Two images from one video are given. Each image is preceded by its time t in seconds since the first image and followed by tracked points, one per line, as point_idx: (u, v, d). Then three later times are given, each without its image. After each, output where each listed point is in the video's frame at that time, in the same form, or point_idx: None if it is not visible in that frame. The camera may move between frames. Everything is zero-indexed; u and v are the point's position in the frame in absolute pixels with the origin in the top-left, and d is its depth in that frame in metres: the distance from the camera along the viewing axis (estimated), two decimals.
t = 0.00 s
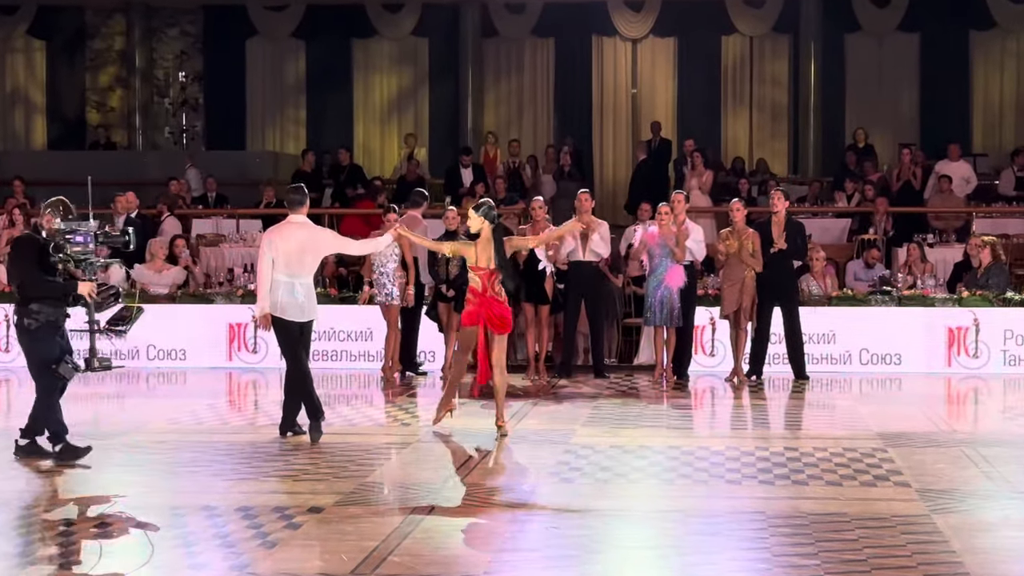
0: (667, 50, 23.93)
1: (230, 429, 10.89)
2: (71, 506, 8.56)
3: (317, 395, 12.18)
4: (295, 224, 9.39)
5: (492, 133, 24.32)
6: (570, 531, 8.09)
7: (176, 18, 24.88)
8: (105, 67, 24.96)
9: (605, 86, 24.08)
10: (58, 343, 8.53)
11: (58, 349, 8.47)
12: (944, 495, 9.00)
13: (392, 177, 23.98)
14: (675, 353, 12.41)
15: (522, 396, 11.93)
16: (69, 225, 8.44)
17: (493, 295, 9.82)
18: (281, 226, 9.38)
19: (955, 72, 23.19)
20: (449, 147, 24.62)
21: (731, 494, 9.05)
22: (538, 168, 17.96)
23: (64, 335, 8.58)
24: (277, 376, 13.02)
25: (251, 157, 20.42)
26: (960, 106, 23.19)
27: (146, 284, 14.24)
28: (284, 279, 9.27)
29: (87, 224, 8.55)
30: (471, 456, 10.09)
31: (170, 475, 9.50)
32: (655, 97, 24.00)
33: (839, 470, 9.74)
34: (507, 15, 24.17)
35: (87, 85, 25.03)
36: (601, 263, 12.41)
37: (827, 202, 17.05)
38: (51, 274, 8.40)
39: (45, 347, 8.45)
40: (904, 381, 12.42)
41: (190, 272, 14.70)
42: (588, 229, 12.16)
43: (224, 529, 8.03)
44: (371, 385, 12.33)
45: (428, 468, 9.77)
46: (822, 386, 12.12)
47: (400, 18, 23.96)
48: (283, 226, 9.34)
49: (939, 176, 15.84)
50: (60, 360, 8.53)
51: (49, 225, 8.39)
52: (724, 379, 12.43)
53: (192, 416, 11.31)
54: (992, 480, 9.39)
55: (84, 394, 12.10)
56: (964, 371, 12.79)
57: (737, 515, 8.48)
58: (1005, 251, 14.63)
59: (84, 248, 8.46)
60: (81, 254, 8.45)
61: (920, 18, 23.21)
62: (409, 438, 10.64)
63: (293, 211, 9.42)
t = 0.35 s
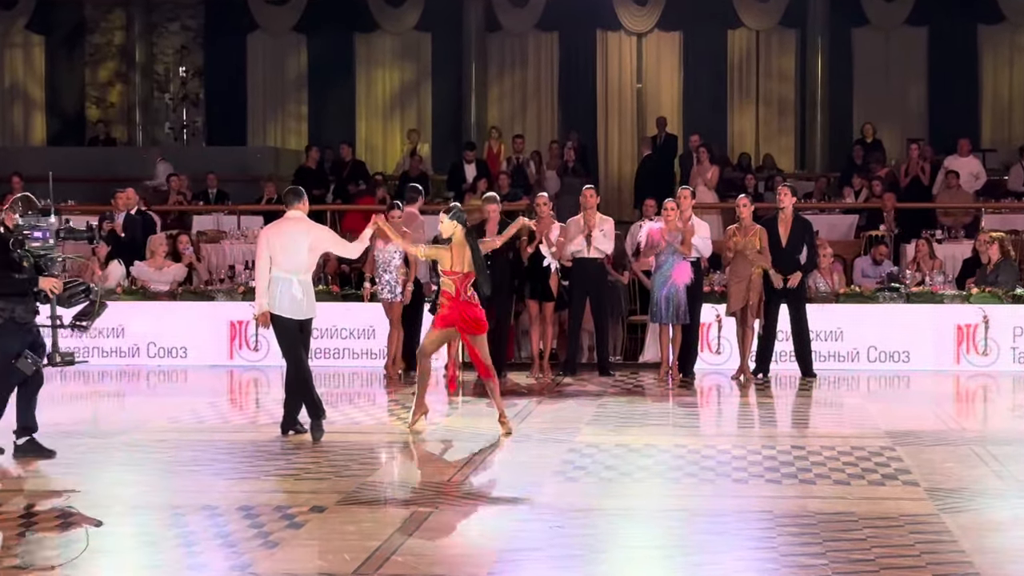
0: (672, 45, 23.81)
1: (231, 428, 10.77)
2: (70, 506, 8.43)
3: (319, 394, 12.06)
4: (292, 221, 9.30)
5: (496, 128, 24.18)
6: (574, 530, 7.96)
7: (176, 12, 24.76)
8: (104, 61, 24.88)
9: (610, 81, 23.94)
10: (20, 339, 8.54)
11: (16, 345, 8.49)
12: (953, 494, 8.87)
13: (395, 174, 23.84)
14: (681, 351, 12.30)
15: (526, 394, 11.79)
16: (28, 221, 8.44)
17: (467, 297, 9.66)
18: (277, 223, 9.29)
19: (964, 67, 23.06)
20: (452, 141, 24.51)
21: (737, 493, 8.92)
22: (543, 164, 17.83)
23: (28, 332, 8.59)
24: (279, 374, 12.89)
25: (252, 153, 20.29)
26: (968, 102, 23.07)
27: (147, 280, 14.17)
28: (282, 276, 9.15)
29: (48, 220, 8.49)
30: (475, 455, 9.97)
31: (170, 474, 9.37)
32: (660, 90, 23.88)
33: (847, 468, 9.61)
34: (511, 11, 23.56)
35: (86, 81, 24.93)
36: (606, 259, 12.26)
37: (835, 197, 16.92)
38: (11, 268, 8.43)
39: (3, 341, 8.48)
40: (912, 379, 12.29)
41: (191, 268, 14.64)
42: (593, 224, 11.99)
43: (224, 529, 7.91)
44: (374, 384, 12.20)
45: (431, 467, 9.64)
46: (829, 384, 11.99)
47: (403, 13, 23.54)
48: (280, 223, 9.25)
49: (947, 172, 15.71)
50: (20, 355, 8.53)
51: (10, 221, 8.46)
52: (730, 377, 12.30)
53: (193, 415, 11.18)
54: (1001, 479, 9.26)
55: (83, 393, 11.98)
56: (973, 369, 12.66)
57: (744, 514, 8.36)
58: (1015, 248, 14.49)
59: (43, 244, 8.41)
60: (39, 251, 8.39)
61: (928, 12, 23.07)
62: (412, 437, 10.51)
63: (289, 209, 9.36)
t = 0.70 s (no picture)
0: (681, 39, 23.78)
1: (239, 424, 10.76)
2: (80, 502, 8.43)
3: (328, 390, 12.04)
4: (297, 216, 9.29)
5: (504, 124, 24.17)
6: (584, 525, 7.96)
7: (184, 7, 24.50)
8: (112, 57, 24.54)
9: (619, 76, 23.93)
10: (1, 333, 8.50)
11: None
12: (963, 490, 8.85)
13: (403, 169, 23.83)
14: (691, 346, 12.29)
15: (535, 390, 11.75)
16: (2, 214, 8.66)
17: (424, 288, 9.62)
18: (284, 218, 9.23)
19: (974, 61, 23.01)
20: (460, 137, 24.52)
21: (745, 489, 8.90)
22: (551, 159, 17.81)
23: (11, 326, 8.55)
24: (287, 370, 12.87)
25: (260, 149, 20.27)
26: (977, 97, 23.04)
27: (155, 276, 14.18)
28: (296, 270, 9.12)
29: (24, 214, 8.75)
30: (484, 451, 9.96)
31: (178, 470, 9.35)
32: (669, 85, 23.87)
33: (857, 464, 9.58)
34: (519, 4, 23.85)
35: (94, 77, 24.73)
36: (614, 255, 12.26)
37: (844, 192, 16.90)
38: None
39: None
40: (922, 375, 12.26)
41: (201, 264, 14.66)
42: (601, 220, 12.00)
43: (234, 525, 7.90)
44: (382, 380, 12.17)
45: (441, 463, 9.63)
46: (838, 380, 11.96)
47: (409, 8, 23.82)
48: (289, 218, 9.20)
49: (956, 167, 15.71)
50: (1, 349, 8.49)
51: None
52: (739, 372, 12.28)
53: (201, 411, 11.17)
54: (1011, 475, 9.23)
55: (92, 389, 11.96)
56: (983, 365, 12.63)
57: (752, 510, 8.33)
58: None
59: (20, 238, 8.66)
60: (18, 245, 8.62)
61: (938, 7, 23.02)
62: (421, 432, 10.49)
63: (290, 206, 9.34)
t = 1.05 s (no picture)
0: (691, 35, 23.75)
1: (249, 421, 10.75)
2: (90, 498, 8.43)
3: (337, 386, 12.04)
4: (300, 214, 9.30)
5: (513, 120, 24.16)
6: (594, 522, 7.95)
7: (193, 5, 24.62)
8: (121, 54, 24.77)
9: (628, 73, 23.92)
10: None
11: None
12: (974, 487, 8.82)
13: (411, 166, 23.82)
14: (701, 342, 12.26)
15: (545, 387, 11.75)
16: None
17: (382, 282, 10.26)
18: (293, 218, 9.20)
19: (985, 57, 22.97)
20: (469, 133, 24.53)
21: (755, 487, 8.88)
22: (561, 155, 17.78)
23: None
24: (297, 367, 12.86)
25: (268, 146, 20.27)
26: (987, 93, 23.01)
27: (164, 273, 14.13)
28: (312, 271, 9.19)
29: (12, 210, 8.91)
30: (493, 448, 9.94)
31: (188, 467, 9.35)
32: (678, 81, 23.85)
33: (868, 461, 9.57)
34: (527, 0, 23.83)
35: (104, 74, 24.85)
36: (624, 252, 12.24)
37: (854, 188, 16.87)
38: None
39: None
40: (932, 371, 12.24)
41: (211, 260, 14.60)
42: (613, 217, 11.92)
43: (243, 522, 7.90)
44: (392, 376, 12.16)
45: (451, 460, 9.62)
46: (849, 377, 11.94)
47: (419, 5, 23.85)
48: (298, 218, 9.20)
49: (966, 164, 15.67)
50: None
51: None
52: (750, 370, 12.25)
53: (211, 408, 11.16)
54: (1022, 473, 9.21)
55: (101, 386, 11.97)
56: (994, 362, 12.61)
57: (763, 507, 8.31)
58: None
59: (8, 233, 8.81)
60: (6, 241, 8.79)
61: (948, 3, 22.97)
62: (430, 430, 10.48)
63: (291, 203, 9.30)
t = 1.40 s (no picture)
0: (699, 33, 23.72)
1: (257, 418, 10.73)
2: (99, 497, 8.43)
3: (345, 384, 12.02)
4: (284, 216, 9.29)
5: (520, 119, 24.14)
6: (603, 521, 7.94)
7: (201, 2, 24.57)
8: (129, 52, 24.68)
9: (636, 71, 23.89)
10: None
11: None
12: (982, 486, 8.80)
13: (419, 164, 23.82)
14: (708, 340, 12.25)
15: (553, 386, 11.72)
16: None
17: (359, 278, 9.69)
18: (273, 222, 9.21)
19: (994, 55, 22.93)
20: (477, 131, 24.53)
21: (763, 485, 8.86)
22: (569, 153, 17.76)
23: None
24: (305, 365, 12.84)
25: (275, 145, 20.27)
26: (996, 92, 22.98)
27: (171, 271, 14.16)
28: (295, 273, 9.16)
29: None
30: (501, 446, 9.93)
31: (195, 466, 9.33)
32: (686, 78, 23.82)
33: (877, 459, 9.55)
34: None
35: (112, 72, 24.79)
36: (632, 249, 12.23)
37: (863, 187, 16.84)
38: None
39: None
40: (941, 370, 12.22)
41: (219, 259, 14.64)
42: (620, 215, 11.94)
43: (251, 520, 7.90)
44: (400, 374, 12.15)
45: (458, 458, 9.61)
46: (857, 375, 11.92)
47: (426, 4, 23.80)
48: (278, 220, 9.18)
49: (976, 162, 15.61)
50: None
51: None
52: (758, 368, 12.23)
53: (219, 406, 11.15)
54: None
55: (109, 385, 11.96)
56: (1002, 360, 12.59)
57: (771, 506, 8.29)
58: None
59: None
60: None
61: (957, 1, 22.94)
62: (438, 428, 10.47)
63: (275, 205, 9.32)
